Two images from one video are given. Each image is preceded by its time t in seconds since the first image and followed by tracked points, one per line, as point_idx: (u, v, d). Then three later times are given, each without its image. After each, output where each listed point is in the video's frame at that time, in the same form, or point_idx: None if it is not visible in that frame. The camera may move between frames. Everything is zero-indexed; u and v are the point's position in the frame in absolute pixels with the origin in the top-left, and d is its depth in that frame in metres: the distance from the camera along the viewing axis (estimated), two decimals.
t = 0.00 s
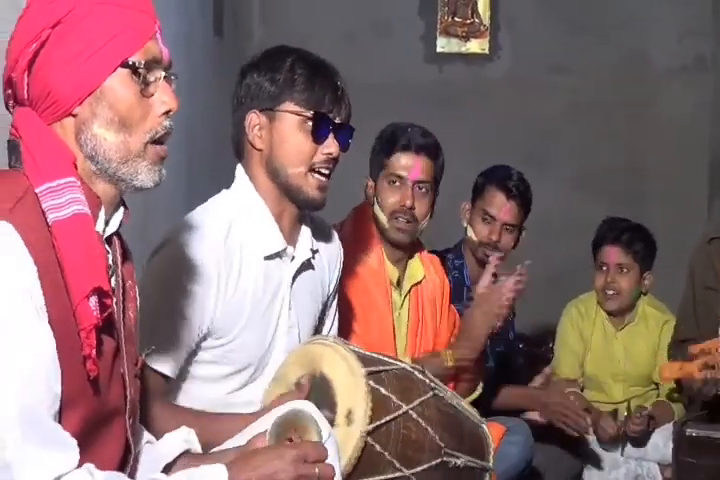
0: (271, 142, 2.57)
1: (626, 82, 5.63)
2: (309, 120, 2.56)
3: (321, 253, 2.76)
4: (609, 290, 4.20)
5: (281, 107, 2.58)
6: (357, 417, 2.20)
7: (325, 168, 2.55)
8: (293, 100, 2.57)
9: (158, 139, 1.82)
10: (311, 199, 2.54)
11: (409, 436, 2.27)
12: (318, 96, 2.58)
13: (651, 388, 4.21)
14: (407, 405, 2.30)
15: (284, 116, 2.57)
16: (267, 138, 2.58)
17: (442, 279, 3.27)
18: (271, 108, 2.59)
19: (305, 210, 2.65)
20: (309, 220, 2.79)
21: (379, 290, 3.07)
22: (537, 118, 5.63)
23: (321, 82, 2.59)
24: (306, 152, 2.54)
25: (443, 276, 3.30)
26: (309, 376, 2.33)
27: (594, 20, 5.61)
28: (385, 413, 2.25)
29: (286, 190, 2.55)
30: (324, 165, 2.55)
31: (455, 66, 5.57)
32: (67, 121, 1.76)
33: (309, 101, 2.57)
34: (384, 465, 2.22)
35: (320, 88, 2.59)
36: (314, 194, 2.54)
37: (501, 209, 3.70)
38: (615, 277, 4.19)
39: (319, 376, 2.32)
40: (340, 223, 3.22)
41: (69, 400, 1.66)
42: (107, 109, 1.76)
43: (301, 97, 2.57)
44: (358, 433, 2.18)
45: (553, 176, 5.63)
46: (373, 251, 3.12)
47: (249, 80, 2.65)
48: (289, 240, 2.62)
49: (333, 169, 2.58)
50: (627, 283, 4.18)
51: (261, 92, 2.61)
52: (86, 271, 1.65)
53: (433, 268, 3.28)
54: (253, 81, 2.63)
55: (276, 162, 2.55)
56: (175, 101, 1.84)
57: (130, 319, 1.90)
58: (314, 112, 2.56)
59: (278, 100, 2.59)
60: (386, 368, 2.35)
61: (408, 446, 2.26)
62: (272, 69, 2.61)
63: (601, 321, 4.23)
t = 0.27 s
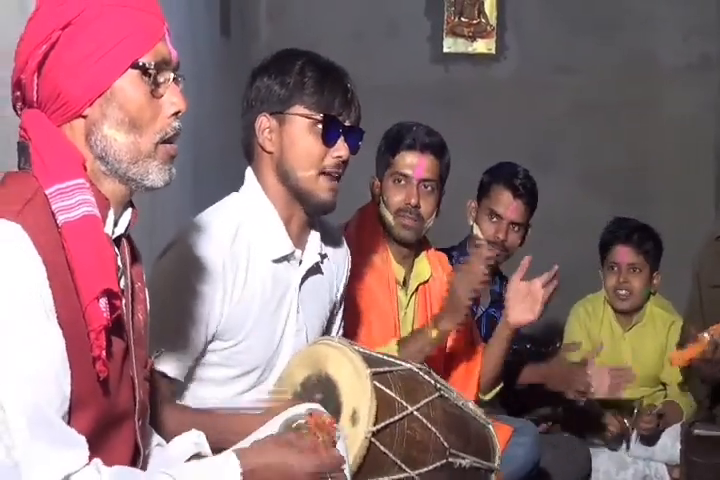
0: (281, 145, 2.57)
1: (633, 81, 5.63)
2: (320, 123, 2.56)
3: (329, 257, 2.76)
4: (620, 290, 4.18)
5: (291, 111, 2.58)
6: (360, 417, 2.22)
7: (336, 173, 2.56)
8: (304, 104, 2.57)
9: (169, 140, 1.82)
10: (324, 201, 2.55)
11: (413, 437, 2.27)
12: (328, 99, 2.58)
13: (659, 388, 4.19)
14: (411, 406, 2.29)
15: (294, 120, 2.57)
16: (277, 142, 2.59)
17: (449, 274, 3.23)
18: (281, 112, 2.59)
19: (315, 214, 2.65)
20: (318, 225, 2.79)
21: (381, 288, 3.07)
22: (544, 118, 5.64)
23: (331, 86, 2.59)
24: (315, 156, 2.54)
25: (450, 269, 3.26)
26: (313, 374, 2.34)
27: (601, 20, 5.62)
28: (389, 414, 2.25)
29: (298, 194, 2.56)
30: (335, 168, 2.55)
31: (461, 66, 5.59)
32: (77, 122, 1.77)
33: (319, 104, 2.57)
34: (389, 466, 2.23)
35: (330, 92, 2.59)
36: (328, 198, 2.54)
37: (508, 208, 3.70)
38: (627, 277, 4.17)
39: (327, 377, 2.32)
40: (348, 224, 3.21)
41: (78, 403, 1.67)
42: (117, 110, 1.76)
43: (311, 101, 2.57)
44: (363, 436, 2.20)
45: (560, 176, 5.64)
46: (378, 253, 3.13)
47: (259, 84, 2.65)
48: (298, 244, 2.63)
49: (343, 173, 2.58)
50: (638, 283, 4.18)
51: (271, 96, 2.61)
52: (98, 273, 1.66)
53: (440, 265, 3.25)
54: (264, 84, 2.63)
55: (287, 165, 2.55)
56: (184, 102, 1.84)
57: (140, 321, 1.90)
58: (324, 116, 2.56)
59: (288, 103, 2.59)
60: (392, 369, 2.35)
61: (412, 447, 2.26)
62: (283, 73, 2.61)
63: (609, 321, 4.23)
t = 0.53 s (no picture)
0: (289, 152, 2.58)
1: (640, 84, 5.63)
2: (327, 131, 2.57)
3: (336, 261, 2.77)
4: (629, 292, 4.19)
5: (300, 117, 2.58)
6: (368, 421, 2.20)
7: (340, 180, 2.56)
8: (313, 111, 2.58)
9: (181, 150, 1.84)
10: (329, 206, 2.56)
11: (421, 439, 2.28)
12: (337, 106, 2.58)
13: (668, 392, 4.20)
14: (418, 409, 2.30)
15: (302, 126, 2.58)
16: (285, 147, 2.59)
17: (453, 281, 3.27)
18: (290, 117, 2.60)
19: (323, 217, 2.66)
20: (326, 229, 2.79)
21: (387, 296, 3.09)
22: (551, 120, 5.65)
23: (340, 97, 2.59)
24: (322, 162, 2.54)
25: (454, 279, 3.30)
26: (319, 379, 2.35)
27: (609, 23, 5.62)
28: (397, 417, 2.25)
29: (307, 200, 2.56)
30: (340, 176, 2.55)
31: (469, 69, 5.61)
32: (89, 131, 1.77)
33: (327, 112, 2.58)
34: (397, 470, 2.23)
35: (339, 101, 2.59)
36: (332, 202, 2.55)
37: (519, 215, 3.71)
38: (637, 278, 4.18)
39: (331, 380, 2.33)
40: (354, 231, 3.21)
41: (86, 412, 1.68)
42: (131, 121, 1.77)
43: (320, 108, 2.58)
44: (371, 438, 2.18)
45: (567, 179, 5.65)
46: (385, 262, 3.13)
47: (269, 88, 2.66)
48: (306, 249, 2.63)
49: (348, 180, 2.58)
50: (647, 284, 4.18)
51: (280, 101, 2.62)
52: (108, 283, 1.66)
53: (445, 272, 3.28)
54: (273, 89, 2.64)
55: (295, 170, 2.55)
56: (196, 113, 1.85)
57: (149, 329, 1.91)
58: (332, 123, 2.57)
59: (297, 109, 2.59)
60: (398, 372, 2.36)
61: (420, 449, 2.27)
62: (293, 79, 2.62)
63: (617, 320, 4.23)
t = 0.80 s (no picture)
0: (294, 155, 2.58)
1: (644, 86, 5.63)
2: (332, 136, 2.56)
3: (341, 264, 2.76)
4: (632, 295, 4.18)
5: (305, 122, 2.58)
6: (375, 429, 2.21)
7: (348, 184, 2.56)
8: (318, 116, 2.57)
9: (183, 153, 1.84)
10: (336, 211, 2.56)
11: (427, 450, 2.28)
12: (343, 111, 2.58)
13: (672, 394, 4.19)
14: (425, 419, 2.31)
15: (307, 130, 2.57)
16: (290, 151, 2.60)
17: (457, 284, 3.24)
18: (294, 122, 2.59)
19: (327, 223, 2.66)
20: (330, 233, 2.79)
21: (389, 292, 3.10)
22: (554, 123, 5.65)
23: (346, 100, 2.59)
24: (327, 167, 2.54)
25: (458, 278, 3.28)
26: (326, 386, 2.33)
27: (612, 26, 5.62)
28: (404, 427, 2.25)
29: (311, 204, 2.56)
30: (346, 180, 2.55)
31: (473, 72, 5.61)
32: (92, 134, 1.78)
33: (333, 117, 2.57)
34: None
35: (344, 104, 2.59)
36: (337, 208, 2.55)
37: (525, 240, 3.63)
38: (639, 282, 4.16)
39: (337, 387, 2.32)
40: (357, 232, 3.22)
41: (90, 414, 1.69)
42: (134, 124, 1.78)
43: (325, 114, 2.57)
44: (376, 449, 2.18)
45: (571, 181, 5.64)
46: (389, 265, 3.14)
47: (274, 92, 2.66)
48: (310, 253, 2.63)
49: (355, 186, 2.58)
50: (650, 288, 4.17)
51: (286, 105, 2.62)
52: (111, 286, 1.65)
53: (447, 271, 3.26)
54: (279, 93, 2.64)
55: (300, 175, 2.55)
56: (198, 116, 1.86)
57: (150, 333, 1.91)
58: (338, 128, 2.56)
59: (302, 114, 2.59)
60: (406, 381, 2.36)
61: (425, 460, 2.27)
62: (298, 83, 2.62)
63: (621, 326, 4.24)
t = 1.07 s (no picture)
0: (293, 158, 2.59)
1: (642, 87, 5.64)
2: (332, 137, 2.57)
3: (339, 266, 2.77)
4: (630, 296, 4.19)
5: (305, 124, 2.60)
6: (367, 423, 2.22)
7: (344, 188, 2.57)
8: (318, 117, 2.59)
9: (180, 154, 1.85)
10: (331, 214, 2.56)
11: (420, 442, 2.30)
12: (342, 113, 2.60)
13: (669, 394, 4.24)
14: (417, 411, 2.32)
15: (307, 132, 2.59)
16: (289, 153, 2.61)
17: (453, 285, 3.27)
18: (294, 123, 2.61)
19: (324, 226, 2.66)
20: (328, 236, 2.81)
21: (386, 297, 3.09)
22: (553, 124, 5.66)
23: (345, 100, 2.61)
24: (327, 168, 2.55)
25: (454, 282, 3.30)
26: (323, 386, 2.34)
27: (611, 27, 5.63)
28: (396, 419, 2.27)
29: (307, 206, 2.57)
30: (344, 182, 2.56)
31: (472, 73, 5.62)
32: (89, 135, 1.79)
33: (332, 117, 2.59)
34: (396, 471, 2.25)
35: (345, 105, 2.60)
36: (335, 210, 2.56)
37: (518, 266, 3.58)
38: (637, 282, 4.18)
39: (333, 385, 2.33)
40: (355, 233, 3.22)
41: (84, 416, 1.70)
42: (132, 125, 1.79)
43: (325, 115, 2.59)
44: (369, 441, 2.20)
45: (569, 182, 5.66)
46: (388, 269, 3.14)
47: (274, 93, 2.67)
48: (307, 255, 2.65)
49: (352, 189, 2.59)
50: (648, 289, 4.18)
51: (285, 106, 2.63)
52: (105, 290, 1.66)
53: (445, 276, 3.28)
54: (279, 94, 2.66)
55: (299, 177, 2.57)
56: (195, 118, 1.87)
57: (147, 334, 1.92)
58: (337, 130, 2.58)
59: (302, 115, 2.61)
60: (396, 374, 2.37)
61: (419, 452, 2.29)
62: (299, 85, 2.63)
63: (618, 328, 4.24)
